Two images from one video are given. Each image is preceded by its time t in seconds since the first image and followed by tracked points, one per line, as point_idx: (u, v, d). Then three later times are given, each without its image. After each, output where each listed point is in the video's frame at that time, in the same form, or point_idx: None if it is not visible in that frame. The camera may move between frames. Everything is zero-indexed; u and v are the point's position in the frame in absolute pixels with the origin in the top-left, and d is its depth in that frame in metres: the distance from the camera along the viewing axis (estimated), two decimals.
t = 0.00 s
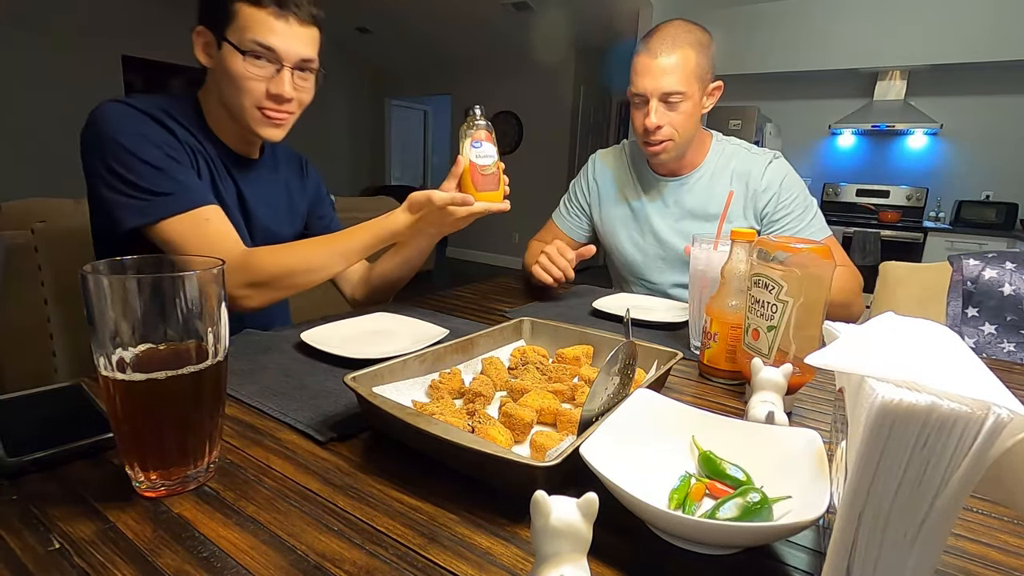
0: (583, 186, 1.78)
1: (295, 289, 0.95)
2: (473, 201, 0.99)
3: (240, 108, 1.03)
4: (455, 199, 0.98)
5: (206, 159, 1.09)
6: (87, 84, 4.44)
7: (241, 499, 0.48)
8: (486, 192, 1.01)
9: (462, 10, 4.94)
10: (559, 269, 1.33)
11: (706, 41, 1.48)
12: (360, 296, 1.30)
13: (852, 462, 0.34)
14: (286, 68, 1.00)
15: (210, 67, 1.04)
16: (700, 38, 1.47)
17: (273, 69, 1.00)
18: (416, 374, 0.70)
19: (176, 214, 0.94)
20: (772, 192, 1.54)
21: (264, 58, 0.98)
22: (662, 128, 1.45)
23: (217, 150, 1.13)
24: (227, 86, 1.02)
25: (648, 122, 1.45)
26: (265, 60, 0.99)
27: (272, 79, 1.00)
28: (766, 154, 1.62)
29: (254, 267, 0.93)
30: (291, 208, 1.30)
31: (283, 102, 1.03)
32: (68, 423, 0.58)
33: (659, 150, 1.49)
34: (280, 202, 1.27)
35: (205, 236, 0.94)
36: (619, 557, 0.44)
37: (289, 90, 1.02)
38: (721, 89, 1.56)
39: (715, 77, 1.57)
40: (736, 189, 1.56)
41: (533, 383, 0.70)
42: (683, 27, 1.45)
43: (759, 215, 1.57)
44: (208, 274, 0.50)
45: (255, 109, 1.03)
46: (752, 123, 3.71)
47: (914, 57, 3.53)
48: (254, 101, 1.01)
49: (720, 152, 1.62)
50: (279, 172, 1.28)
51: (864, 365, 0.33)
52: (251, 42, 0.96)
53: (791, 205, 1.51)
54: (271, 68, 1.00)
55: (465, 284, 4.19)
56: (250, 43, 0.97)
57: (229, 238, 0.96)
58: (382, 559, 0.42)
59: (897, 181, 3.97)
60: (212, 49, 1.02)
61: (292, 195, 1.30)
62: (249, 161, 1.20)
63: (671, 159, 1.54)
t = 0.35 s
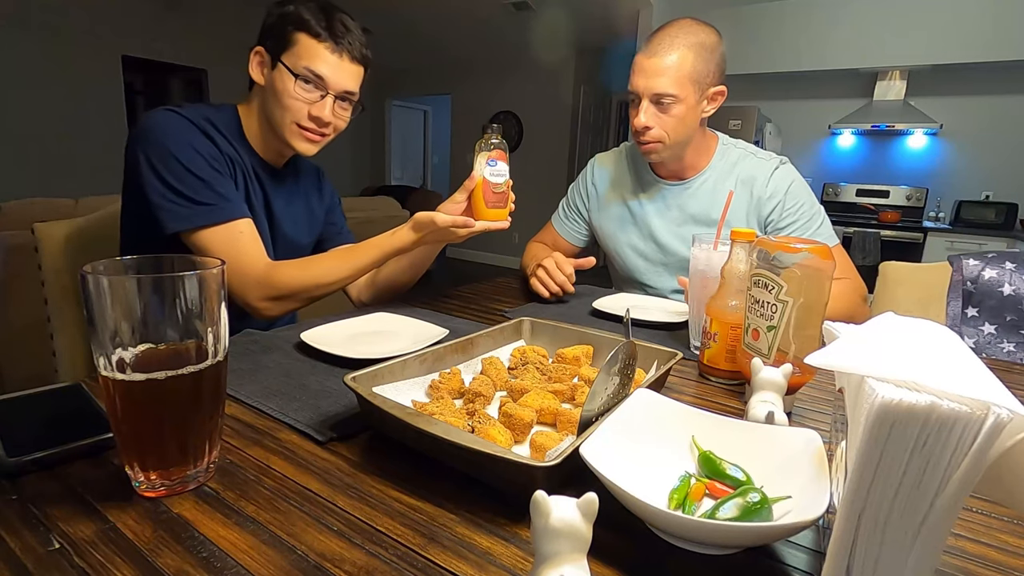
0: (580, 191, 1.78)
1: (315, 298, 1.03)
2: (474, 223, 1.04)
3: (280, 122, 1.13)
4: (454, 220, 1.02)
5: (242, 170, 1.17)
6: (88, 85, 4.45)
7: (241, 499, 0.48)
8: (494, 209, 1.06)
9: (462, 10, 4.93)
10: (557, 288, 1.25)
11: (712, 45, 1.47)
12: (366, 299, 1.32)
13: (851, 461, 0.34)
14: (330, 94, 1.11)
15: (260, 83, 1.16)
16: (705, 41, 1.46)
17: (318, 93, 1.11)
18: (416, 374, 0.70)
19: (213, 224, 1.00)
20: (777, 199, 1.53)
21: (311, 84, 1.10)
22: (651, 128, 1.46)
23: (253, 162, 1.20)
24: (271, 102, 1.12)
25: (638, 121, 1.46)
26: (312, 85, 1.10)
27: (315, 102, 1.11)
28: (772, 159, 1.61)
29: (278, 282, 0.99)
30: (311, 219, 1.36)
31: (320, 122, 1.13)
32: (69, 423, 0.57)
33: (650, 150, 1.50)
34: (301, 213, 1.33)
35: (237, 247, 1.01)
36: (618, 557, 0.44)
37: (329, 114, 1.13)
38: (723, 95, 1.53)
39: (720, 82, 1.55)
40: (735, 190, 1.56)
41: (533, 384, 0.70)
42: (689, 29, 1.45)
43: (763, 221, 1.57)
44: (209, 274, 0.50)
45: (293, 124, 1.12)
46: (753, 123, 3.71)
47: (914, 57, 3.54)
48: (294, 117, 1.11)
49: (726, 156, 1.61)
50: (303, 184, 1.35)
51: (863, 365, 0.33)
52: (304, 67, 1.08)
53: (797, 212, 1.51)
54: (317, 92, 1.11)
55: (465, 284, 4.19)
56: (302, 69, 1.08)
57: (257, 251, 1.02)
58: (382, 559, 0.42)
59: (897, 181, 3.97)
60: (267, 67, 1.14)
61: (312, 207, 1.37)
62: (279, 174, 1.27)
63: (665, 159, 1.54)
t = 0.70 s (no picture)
0: (585, 193, 1.78)
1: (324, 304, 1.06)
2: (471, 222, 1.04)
3: (303, 126, 1.16)
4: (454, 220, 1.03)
5: (256, 174, 1.17)
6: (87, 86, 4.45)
7: (239, 499, 0.48)
8: (495, 211, 1.06)
9: (461, 10, 4.93)
10: (549, 292, 1.24)
11: (741, 57, 1.46)
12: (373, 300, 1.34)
13: (852, 462, 0.34)
14: (350, 93, 1.15)
15: (275, 88, 1.17)
16: (734, 51, 1.44)
17: (340, 94, 1.14)
18: (416, 374, 0.70)
19: (229, 233, 1.02)
20: (784, 203, 1.55)
21: (332, 86, 1.13)
22: (667, 133, 1.46)
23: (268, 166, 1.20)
24: (293, 106, 1.15)
25: (655, 124, 1.47)
26: (333, 87, 1.13)
27: (338, 103, 1.15)
28: (780, 164, 1.62)
29: (288, 288, 1.02)
30: (323, 220, 1.37)
31: (343, 121, 1.17)
32: (68, 422, 0.57)
33: (664, 155, 1.50)
34: (314, 215, 1.34)
35: (252, 255, 1.03)
36: (617, 556, 0.44)
37: (349, 112, 1.17)
38: (745, 108, 1.53)
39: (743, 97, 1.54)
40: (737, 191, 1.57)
41: (532, 384, 0.70)
42: (719, 36, 1.44)
43: (770, 225, 1.58)
44: (209, 274, 0.50)
45: (318, 127, 1.16)
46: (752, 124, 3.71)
47: (913, 57, 3.54)
48: (319, 120, 1.14)
49: (736, 160, 1.63)
50: (315, 185, 1.36)
51: (864, 365, 0.33)
52: (325, 71, 1.11)
53: (804, 216, 1.52)
54: (338, 94, 1.14)
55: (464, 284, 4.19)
56: (323, 73, 1.11)
57: (266, 259, 1.04)
58: (381, 560, 0.42)
59: (897, 181, 3.98)
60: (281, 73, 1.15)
61: (324, 208, 1.38)
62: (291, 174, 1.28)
63: (677, 164, 1.54)
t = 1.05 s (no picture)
0: (589, 196, 1.79)
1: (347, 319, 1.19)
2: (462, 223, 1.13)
3: (291, 145, 1.13)
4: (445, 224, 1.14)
5: (251, 212, 1.18)
6: (88, 86, 4.45)
7: (239, 500, 0.48)
8: (490, 211, 1.07)
9: (461, 10, 4.93)
10: (550, 297, 1.23)
11: (754, 69, 1.45)
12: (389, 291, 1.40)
13: (850, 463, 0.34)
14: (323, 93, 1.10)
15: (244, 120, 1.09)
16: (746, 61, 1.44)
17: (317, 102, 1.09)
18: (416, 374, 0.70)
19: (249, 288, 1.09)
20: (788, 203, 1.56)
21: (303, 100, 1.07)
22: (674, 138, 1.46)
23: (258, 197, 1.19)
24: (272, 131, 1.10)
25: (662, 129, 1.47)
26: (307, 100, 1.07)
27: (319, 110, 1.10)
28: (784, 165, 1.62)
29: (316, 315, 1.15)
30: (317, 210, 1.38)
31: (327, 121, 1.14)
32: (67, 423, 0.57)
33: (671, 160, 1.50)
34: (309, 212, 1.35)
35: (276, 294, 1.11)
36: (617, 556, 0.44)
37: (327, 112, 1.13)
38: (755, 120, 1.52)
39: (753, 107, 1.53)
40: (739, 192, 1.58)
41: (532, 384, 0.70)
42: (733, 46, 1.43)
43: (774, 226, 1.58)
44: (208, 275, 0.50)
45: (307, 140, 1.13)
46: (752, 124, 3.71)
47: (913, 57, 3.55)
48: (307, 135, 1.11)
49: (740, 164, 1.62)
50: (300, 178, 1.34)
51: (863, 366, 0.33)
52: (299, 90, 1.04)
53: (807, 216, 1.53)
54: (316, 102, 1.09)
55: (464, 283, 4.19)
56: (295, 93, 1.05)
57: (290, 296, 1.13)
58: (381, 560, 0.42)
59: (896, 181, 3.99)
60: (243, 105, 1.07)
61: (316, 197, 1.39)
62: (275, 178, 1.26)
63: (684, 169, 1.54)
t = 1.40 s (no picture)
0: (589, 196, 1.79)
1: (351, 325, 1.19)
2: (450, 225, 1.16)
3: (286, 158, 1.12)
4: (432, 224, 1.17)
5: (245, 232, 1.17)
6: (88, 86, 4.45)
7: (239, 499, 0.48)
8: (483, 219, 1.08)
9: (462, 10, 4.93)
10: (550, 297, 1.23)
11: (755, 68, 1.45)
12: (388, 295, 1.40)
13: (850, 462, 0.34)
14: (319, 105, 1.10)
15: (236, 136, 1.07)
16: (747, 61, 1.43)
17: (313, 115, 1.09)
18: (415, 374, 0.70)
19: (257, 313, 1.09)
20: (788, 203, 1.56)
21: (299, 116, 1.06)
22: (674, 139, 1.46)
23: (247, 218, 1.18)
24: (268, 147, 1.09)
25: (662, 130, 1.47)
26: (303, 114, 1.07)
27: (314, 123, 1.10)
28: (784, 165, 1.62)
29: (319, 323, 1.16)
30: (303, 211, 1.40)
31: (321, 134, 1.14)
32: (68, 423, 0.57)
33: (670, 161, 1.51)
34: (295, 215, 1.37)
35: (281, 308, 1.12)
36: (617, 556, 0.44)
37: (322, 123, 1.12)
38: (754, 120, 1.52)
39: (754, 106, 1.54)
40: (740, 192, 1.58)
41: (532, 384, 0.70)
42: (735, 46, 1.43)
43: (774, 226, 1.58)
44: (208, 275, 0.50)
45: (301, 153, 1.12)
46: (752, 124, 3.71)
47: (912, 57, 3.55)
48: (302, 148, 1.11)
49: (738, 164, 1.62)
50: (285, 185, 1.33)
51: (863, 366, 0.33)
52: (296, 104, 1.04)
53: (807, 216, 1.52)
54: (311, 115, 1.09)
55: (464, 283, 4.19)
56: (292, 110, 1.04)
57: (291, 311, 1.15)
58: (381, 560, 0.42)
59: (896, 182, 3.99)
60: (235, 123, 1.05)
61: (302, 199, 1.40)
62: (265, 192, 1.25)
63: (683, 169, 1.54)
